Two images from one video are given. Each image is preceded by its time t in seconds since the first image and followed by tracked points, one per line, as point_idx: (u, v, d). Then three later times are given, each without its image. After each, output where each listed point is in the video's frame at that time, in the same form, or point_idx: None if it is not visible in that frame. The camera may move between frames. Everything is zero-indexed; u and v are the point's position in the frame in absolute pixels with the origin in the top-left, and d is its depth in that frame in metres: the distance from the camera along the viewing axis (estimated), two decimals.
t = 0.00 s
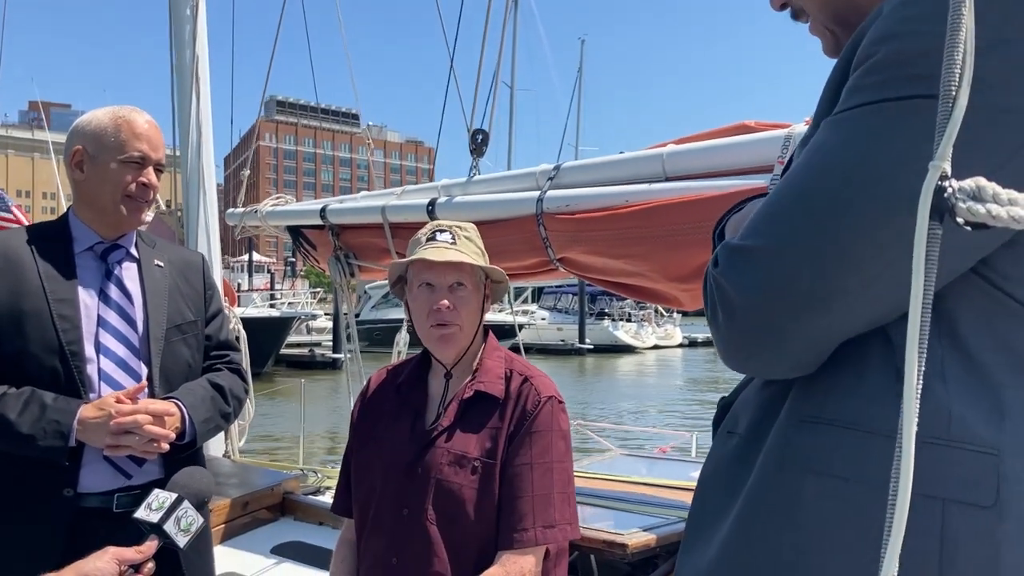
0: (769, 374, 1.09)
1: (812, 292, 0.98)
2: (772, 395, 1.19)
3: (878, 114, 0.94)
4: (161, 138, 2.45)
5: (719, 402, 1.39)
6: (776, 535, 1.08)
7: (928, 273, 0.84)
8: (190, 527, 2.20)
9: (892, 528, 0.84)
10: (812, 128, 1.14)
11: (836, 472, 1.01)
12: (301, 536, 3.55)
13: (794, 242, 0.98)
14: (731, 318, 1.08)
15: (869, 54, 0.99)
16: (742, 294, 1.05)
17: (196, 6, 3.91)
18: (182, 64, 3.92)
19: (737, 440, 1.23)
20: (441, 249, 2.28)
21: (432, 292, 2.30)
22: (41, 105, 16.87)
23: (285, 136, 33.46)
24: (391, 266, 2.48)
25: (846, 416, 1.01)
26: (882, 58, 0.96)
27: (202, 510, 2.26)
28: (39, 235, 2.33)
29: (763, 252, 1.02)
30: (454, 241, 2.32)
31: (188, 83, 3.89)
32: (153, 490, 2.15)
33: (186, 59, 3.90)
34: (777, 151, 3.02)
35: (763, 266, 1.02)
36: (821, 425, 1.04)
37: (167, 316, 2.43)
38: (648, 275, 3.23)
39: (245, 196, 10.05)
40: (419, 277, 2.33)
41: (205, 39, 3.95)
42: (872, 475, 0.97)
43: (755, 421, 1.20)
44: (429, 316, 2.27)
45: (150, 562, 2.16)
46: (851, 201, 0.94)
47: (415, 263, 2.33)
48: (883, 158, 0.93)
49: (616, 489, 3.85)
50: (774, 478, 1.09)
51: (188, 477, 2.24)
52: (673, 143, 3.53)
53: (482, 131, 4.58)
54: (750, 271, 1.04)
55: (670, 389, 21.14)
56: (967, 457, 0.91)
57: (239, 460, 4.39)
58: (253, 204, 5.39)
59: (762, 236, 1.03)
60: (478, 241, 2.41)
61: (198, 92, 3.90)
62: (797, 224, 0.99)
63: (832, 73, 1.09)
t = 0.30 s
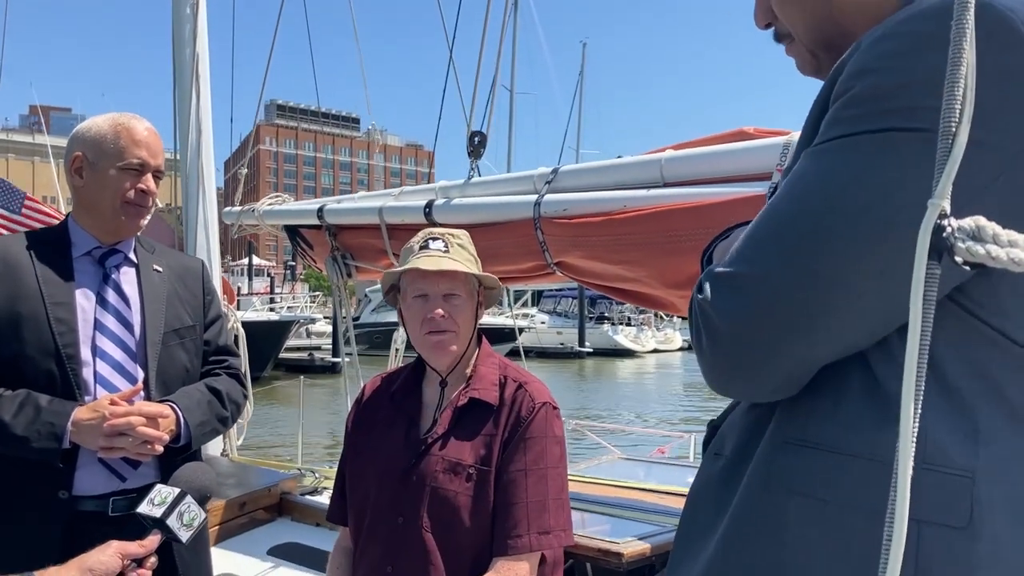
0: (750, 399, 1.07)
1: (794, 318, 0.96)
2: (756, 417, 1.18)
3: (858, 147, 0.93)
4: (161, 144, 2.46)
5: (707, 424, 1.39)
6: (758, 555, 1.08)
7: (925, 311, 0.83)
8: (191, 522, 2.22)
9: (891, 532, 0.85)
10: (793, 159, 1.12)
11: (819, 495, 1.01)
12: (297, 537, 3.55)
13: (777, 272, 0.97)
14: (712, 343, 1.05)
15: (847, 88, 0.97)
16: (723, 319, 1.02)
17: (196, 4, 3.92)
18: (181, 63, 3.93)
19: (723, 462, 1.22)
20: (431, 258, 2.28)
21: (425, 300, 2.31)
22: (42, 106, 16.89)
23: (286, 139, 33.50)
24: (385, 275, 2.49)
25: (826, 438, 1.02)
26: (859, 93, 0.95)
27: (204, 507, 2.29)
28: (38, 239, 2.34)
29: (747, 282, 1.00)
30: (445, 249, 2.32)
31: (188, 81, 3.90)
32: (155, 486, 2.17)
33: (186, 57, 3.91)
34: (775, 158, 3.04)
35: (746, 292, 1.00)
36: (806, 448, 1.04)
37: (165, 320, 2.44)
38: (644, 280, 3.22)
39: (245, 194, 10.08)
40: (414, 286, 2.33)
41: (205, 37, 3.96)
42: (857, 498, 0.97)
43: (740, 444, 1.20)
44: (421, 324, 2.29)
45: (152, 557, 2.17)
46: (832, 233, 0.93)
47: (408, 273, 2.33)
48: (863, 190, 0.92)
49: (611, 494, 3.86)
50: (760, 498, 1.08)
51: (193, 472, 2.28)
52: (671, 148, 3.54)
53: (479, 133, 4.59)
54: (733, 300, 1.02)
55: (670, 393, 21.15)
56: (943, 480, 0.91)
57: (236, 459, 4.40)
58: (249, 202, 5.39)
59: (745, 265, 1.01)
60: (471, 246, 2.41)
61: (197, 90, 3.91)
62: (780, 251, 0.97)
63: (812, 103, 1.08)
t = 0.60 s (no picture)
0: (748, 420, 1.04)
1: (790, 340, 0.93)
2: (755, 440, 1.12)
3: (846, 167, 0.91)
4: (157, 148, 2.47)
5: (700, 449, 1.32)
6: None
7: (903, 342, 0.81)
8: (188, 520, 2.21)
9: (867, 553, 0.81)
10: (781, 178, 1.11)
11: (819, 514, 0.96)
12: (292, 538, 3.55)
13: (770, 295, 0.94)
14: (709, 365, 1.02)
15: (833, 108, 0.95)
16: (718, 341, 0.99)
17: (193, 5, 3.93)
18: (179, 63, 3.94)
19: (721, 487, 1.16)
20: (411, 269, 2.28)
21: (408, 312, 2.30)
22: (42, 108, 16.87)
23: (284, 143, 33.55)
24: (370, 288, 2.49)
25: (828, 458, 0.97)
26: (845, 113, 0.92)
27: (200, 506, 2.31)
28: (36, 243, 2.35)
29: (741, 305, 0.97)
30: (425, 258, 2.32)
31: (185, 81, 3.92)
32: (151, 484, 2.18)
33: (183, 57, 3.93)
34: (766, 165, 3.06)
35: (739, 314, 0.96)
36: (806, 468, 0.99)
37: (162, 325, 2.45)
38: (638, 285, 3.23)
39: (244, 193, 10.13)
40: (396, 298, 2.32)
41: (203, 37, 3.97)
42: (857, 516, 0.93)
43: (738, 468, 1.14)
44: (404, 335, 2.30)
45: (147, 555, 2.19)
46: (824, 256, 0.90)
47: (389, 285, 2.32)
48: (853, 210, 0.89)
49: (604, 497, 3.86)
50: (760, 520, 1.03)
51: (189, 469, 2.33)
52: (664, 153, 3.56)
53: (474, 135, 4.61)
54: (727, 324, 0.98)
55: (667, 397, 21.19)
56: (943, 494, 0.88)
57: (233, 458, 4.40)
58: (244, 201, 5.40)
59: (737, 288, 0.98)
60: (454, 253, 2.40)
61: (194, 91, 3.92)
62: (772, 274, 0.94)
63: (800, 120, 1.06)
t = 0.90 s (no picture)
0: (737, 431, 1.02)
1: (781, 350, 0.92)
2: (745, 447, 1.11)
3: (842, 173, 0.89)
4: (152, 152, 2.47)
5: (685, 457, 1.31)
6: None
7: (879, 354, 0.80)
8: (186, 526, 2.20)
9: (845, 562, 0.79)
10: (775, 184, 1.10)
11: (812, 529, 0.94)
12: (288, 541, 3.52)
13: (766, 301, 0.92)
14: (701, 374, 1.00)
15: (830, 112, 0.94)
16: (710, 348, 0.97)
17: (191, 8, 3.93)
18: (176, 66, 3.94)
19: (709, 497, 1.14)
20: (388, 282, 2.27)
21: (390, 323, 2.30)
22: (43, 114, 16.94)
23: (279, 149, 33.73)
24: (353, 300, 2.48)
25: (823, 471, 0.95)
26: (843, 117, 0.91)
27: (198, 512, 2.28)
28: (30, 248, 2.34)
29: (737, 309, 0.94)
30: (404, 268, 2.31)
31: (182, 83, 3.91)
32: (149, 490, 2.18)
33: (181, 59, 3.92)
34: (760, 169, 3.06)
35: (733, 321, 0.95)
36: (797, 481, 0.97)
37: (156, 330, 2.44)
38: (632, 288, 3.23)
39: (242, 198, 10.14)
40: (377, 310, 2.31)
41: (200, 40, 3.97)
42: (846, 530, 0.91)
43: (727, 477, 1.12)
44: (389, 347, 2.29)
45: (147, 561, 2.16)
46: (819, 262, 0.89)
47: (370, 298, 2.30)
48: (848, 215, 0.88)
49: (600, 501, 3.84)
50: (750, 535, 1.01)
51: (187, 476, 2.30)
52: (659, 157, 3.56)
53: (470, 138, 4.62)
54: (722, 330, 0.96)
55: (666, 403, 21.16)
56: (940, 509, 0.84)
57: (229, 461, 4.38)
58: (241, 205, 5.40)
59: (733, 292, 0.96)
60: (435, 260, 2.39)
61: (192, 93, 3.92)
62: (768, 280, 0.92)
63: (795, 124, 1.05)
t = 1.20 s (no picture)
0: (713, 446, 1.01)
1: (752, 363, 0.92)
2: (726, 459, 1.10)
3: (812, 185, 0.90)
4: (141, 160, 2.48)
5: (671, 462, 1.31)
6: None
7: (851, 361, 0.81)
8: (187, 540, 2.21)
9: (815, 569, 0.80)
10: (751, 192, 1.11)
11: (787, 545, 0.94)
12: (284, 550, 3.51)
13: (736, 315, 0.92)
14: (673, 389, 1.00)
15: (802, 121, 0.94)
16: (681, 362, 0.98)
17: (186, 17, 3.93)
18: (172, 76, 3.95)
19: (691, 509, 1.14)
20: (378, 288, 2.28)
21: (377, 331, 2.30)
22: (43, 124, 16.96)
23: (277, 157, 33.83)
24: (343, 307, 2.48)
25: (800, 488, 0.94)
26: (813, 127, 0.92)
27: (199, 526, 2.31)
28: (20, 259, 2.34)
29: (707, 323, 0.95)
30: (394, 277, 2.32)
31: (178, 93, 3.92)
32: (150, 504, 2.20)
33: (177, 68, 3.93)
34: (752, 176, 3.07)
35: (702, 336, 0.95)
36: (774, 496, 0.97)
37: (148, 338, 2.44)
38: (626, 296, 3.24)
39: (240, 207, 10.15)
40: (365, 317, 2.32)
41: (196, 49, 3.98)
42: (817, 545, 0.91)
43: (708, 490, 1.12)
44: (376, 351, 2.31)
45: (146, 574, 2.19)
46: (789, 275, 0.89)
47: (359, 305, 2.30)
48: (818, 227, 0.88)
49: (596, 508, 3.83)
50: (727, 550, 1.00)
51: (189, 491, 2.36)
52: (651, 164, 3.57)
53: (464, 147, 4.63)
54: (692, 344, 0.96)
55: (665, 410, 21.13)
56: (919, 531, 0.84)
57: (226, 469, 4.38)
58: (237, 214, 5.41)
59: (703, 304, 0.96)
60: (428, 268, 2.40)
61: (188, 103, 3.93)
62: (739, 295, 0.93)
63: (771, 133, 1.05)
